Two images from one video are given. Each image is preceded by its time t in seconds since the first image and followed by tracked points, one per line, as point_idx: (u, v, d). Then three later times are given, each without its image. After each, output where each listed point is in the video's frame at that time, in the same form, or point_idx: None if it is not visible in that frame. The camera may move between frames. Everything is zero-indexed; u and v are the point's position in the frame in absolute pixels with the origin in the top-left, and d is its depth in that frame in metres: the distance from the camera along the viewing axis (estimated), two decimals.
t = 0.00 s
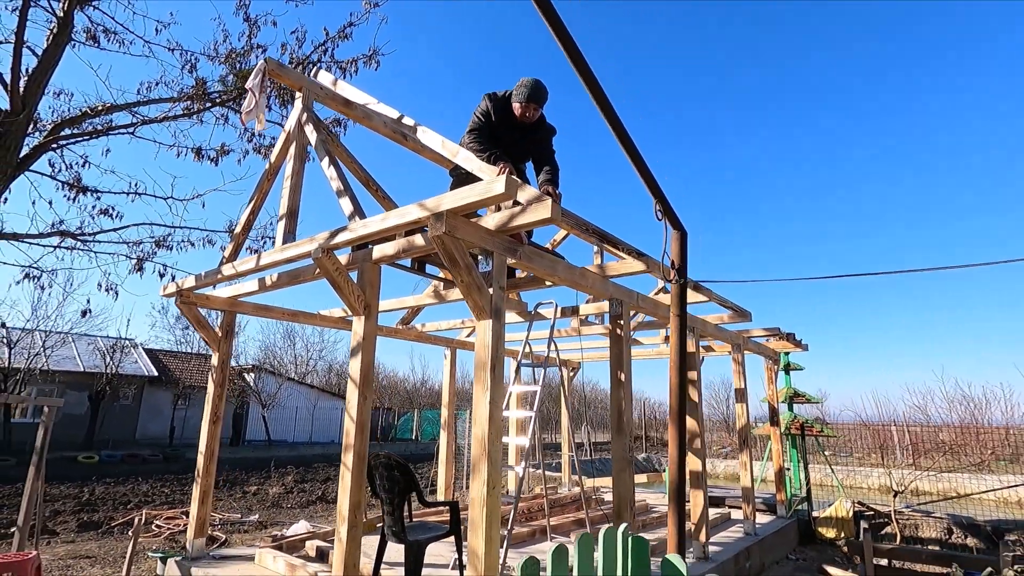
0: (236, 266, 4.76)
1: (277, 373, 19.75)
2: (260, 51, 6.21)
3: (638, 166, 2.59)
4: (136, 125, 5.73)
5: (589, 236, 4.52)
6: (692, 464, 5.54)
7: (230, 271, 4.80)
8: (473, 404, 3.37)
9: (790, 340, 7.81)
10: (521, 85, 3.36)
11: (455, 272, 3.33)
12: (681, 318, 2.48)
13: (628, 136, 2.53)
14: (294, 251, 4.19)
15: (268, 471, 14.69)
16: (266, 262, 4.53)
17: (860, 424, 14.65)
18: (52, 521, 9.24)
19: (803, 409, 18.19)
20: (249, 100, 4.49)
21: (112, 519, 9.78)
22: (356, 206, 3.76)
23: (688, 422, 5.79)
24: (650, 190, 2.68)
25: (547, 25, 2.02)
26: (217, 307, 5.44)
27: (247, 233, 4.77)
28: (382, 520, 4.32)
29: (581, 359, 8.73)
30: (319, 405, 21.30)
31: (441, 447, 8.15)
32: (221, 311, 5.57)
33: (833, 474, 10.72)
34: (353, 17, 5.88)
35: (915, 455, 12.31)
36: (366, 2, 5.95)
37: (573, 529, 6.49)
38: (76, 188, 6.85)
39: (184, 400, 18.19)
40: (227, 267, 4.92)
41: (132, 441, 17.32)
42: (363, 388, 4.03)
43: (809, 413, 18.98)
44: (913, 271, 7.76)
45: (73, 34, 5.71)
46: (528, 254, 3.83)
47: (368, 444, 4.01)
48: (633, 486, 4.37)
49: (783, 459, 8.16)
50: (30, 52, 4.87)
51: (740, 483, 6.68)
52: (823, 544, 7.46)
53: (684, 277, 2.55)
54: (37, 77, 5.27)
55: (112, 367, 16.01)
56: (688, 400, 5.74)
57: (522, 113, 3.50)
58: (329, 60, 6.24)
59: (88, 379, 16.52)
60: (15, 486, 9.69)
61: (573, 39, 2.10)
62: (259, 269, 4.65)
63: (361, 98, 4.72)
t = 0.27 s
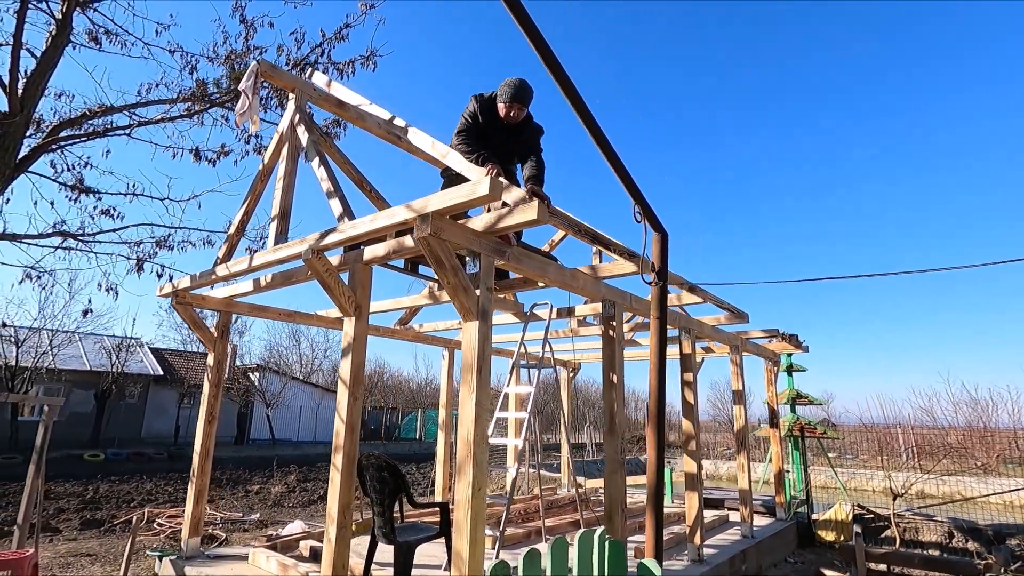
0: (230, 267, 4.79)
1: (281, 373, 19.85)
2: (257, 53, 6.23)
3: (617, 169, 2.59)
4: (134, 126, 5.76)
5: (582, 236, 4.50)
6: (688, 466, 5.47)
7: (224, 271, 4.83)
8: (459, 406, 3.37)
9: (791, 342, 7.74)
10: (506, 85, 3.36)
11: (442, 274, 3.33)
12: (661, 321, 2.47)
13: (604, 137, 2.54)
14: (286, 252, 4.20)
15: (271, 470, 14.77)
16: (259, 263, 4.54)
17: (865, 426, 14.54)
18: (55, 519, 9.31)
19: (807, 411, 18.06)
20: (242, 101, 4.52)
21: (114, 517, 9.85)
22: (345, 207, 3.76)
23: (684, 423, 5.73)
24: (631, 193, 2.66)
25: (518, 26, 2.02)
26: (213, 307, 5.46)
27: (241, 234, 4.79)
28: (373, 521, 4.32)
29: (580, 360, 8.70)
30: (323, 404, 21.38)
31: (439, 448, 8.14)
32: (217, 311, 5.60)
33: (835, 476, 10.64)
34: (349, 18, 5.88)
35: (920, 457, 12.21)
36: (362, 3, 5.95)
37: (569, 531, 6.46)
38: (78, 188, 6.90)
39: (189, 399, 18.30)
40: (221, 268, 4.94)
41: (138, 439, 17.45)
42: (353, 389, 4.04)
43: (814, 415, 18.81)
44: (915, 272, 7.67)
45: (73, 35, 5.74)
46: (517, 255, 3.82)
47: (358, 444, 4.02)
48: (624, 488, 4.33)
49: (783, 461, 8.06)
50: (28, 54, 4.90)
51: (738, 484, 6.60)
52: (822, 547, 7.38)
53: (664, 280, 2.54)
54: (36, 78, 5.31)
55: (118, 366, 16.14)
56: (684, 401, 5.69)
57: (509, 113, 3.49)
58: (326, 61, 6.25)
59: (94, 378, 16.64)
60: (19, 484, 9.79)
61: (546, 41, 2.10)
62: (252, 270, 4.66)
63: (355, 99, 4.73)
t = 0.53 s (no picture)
0: (226, 269, 4.82)
1: (288, 372, 19.97)
2: (257, 55, 6.27)
3: (596, 170, 2.64)
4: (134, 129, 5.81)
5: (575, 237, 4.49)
6: (686, 467, 5.45)
7: (220, 273, 4.86)
8: (448, 407, 3.37)
9: (795, 342, 7.67)
10: (492, 86, 3.36)
11: (430, 276, 3.33)
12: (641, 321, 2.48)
13: (581, 137, 2.59)
14: (279, 254, 4.22)
15: (277, 469, 14.85)
16: (254, 264, 4.58)
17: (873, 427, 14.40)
18: (62, 517, 9.42)
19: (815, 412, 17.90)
20: (236, 103, 4.55)
21: (120, 515, 9.94)
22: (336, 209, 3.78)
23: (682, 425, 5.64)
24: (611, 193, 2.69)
25: (490, 26, 2.08)
26: (211, 308, 5.51)
27: (237, 236, 4.82)
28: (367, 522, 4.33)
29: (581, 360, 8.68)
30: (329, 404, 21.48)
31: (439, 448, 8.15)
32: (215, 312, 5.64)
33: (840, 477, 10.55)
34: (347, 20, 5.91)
35: (928, 458, 12.07)
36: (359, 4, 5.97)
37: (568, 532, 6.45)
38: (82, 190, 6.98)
39: (196, 398, 18.45)
40: (218, 269, 4.98)
41: (146, 438, 17.61)
42: (346, 390, 4.05)
43: (822, 416, 18.68)
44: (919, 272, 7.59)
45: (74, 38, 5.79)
46: (508, 257, 3.81)
47: (350, 446, 4.03)
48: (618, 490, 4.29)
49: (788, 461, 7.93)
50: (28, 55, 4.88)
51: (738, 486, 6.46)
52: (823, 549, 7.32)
53: (645, 282, 2.54)
54: (37, 82, 5.37)
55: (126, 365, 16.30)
56: (682, 402, 5.62)
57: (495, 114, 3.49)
58: (325, 62, 6.28)
59: (103, 377, 16.81)
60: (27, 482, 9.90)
61: (517, 40, 2.16)
62: (248, 271, 4.70)
63: (349, 101, 4.75)
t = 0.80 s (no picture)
0: (235, 271, 4.90)
1: (302, 371, 20.18)
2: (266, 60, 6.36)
3: (591, 174, 2.66)
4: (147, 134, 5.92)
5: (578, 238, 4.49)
6: (691, 468, 5.34)
7: (229, 276, 4.94)
8: (449, 409, 3.40)
9: (806, 342, 7.58)
10: (488, 88, 3.39)
11: (430, 278, 3.36)
12: (636, 324, 2.48)
13: (573, 141, 2.60)
14: (285, 257, 4.29)
15: (291, 467, 15.02)
16: (261, 267, 4.65)
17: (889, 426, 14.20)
18: (82, 514, 9.62)
19: (831, 411, 17.68)
20: (243, 109, 4.63)
21: (138, 512, 10.14)
22: (339, 212, 3.83)
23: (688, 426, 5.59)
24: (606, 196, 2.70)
25: (477, 31, 2.11)
26: (222, 310, 5.60)
27: (245, 238, 4.90)
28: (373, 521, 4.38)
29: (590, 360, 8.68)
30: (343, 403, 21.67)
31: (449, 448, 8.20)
32: (226, 314, 5.73)
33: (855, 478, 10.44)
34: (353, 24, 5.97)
35: (946, 459, 11.88)
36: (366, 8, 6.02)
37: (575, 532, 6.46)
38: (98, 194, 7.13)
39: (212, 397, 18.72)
40: (227, 272, 5.06)
41: (164, 436, 17.91)
42: (351, 391, 4.10)
43: (838, 415, 18.45)
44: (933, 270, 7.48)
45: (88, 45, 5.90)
46: (509, 258, 3.83)
47: (355, 446, 4.08)
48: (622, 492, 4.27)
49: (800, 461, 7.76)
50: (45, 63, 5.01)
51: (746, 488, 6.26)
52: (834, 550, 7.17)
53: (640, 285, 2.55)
54: (53, 89, 5.49)
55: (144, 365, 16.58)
56: (688, 403, 5.54)
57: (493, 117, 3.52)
58: (333, 66, 6.35)
59: (122, 376, 17.12)
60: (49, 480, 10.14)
61: (505, 45, 2.19)
62: (255, 273, 4.77)
63: (354, 104, 4.81)
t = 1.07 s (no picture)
0: (251, 271, 4.98)
1: (321, 370, 20.42)
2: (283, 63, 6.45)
3: (599, 175, 2.65)
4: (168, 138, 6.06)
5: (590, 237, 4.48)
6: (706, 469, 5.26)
7: (246, 275, 5.02)
8: (459, 407, 3.41)
9: (827, 342, 7.45)
10: (497, 88, 3.39)
11: (440, 277, 3.38)
12: (644, 323, 2.46)
13: (579, 139, 2.60)
14: (300, 257, 4.35)
15: (310, 465, 15.20)
16: (277, 267, 4.72)
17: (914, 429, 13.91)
18: (107, 508, 9.85)
19: (854, 413, 17.36)
20: (258, 111, 4.70)
21: (162, 507, 10.35)
22: (351, 212, 3.87)
23: (704, 426, 5.52)
24: (613, 196, 2.69)
25: (480, 30, 2.13)
26: (240, 309, 5.69)
27: (262, 239, 4.98)
28: (386, 518, 4.41)
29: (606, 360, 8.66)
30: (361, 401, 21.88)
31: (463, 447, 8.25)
32: (244, 313, 5.82)
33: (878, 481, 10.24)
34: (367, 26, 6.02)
35: (973, 462, 11.60)
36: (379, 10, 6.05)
37: (590, 532, 6.43)
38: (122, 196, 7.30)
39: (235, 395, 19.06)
40: (244, 272, 5.15)
41: (187, 433, 18.25)
42: (364, 389, 4.14)
43: (861, 417, 18.12)
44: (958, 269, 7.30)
45: (111, 51, 6.03)
46: (520, 258, 3.83)
47: (368, 443, 4.11)
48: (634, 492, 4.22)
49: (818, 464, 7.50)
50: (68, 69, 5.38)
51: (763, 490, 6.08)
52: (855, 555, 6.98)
53: (649, 284, 2.53)
54: (78, 94, 5.63)
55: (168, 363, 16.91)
56: (703, 403, 5.47)
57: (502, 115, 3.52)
58: (348, 68, 6.42)
59: (146, 374, 17.48)
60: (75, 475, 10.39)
61: (509, 43, 2.20)
62: (271, 273, 4.85)
63: (367, 106, 4.86)
